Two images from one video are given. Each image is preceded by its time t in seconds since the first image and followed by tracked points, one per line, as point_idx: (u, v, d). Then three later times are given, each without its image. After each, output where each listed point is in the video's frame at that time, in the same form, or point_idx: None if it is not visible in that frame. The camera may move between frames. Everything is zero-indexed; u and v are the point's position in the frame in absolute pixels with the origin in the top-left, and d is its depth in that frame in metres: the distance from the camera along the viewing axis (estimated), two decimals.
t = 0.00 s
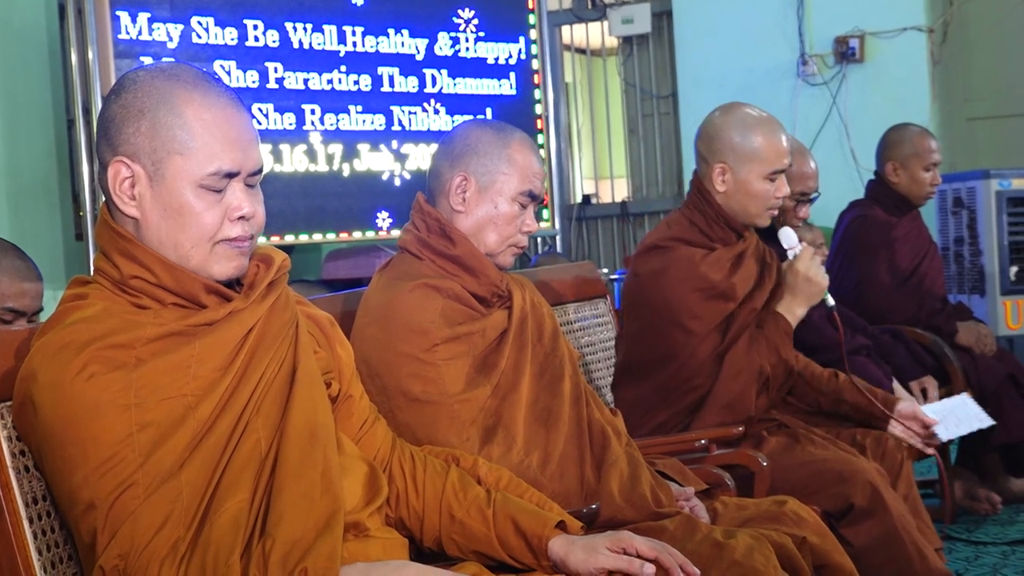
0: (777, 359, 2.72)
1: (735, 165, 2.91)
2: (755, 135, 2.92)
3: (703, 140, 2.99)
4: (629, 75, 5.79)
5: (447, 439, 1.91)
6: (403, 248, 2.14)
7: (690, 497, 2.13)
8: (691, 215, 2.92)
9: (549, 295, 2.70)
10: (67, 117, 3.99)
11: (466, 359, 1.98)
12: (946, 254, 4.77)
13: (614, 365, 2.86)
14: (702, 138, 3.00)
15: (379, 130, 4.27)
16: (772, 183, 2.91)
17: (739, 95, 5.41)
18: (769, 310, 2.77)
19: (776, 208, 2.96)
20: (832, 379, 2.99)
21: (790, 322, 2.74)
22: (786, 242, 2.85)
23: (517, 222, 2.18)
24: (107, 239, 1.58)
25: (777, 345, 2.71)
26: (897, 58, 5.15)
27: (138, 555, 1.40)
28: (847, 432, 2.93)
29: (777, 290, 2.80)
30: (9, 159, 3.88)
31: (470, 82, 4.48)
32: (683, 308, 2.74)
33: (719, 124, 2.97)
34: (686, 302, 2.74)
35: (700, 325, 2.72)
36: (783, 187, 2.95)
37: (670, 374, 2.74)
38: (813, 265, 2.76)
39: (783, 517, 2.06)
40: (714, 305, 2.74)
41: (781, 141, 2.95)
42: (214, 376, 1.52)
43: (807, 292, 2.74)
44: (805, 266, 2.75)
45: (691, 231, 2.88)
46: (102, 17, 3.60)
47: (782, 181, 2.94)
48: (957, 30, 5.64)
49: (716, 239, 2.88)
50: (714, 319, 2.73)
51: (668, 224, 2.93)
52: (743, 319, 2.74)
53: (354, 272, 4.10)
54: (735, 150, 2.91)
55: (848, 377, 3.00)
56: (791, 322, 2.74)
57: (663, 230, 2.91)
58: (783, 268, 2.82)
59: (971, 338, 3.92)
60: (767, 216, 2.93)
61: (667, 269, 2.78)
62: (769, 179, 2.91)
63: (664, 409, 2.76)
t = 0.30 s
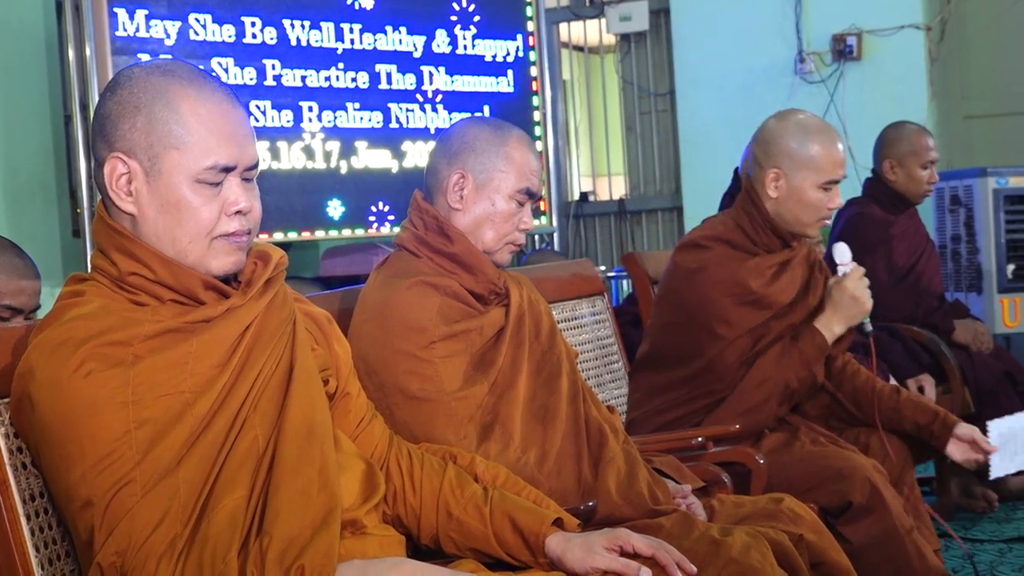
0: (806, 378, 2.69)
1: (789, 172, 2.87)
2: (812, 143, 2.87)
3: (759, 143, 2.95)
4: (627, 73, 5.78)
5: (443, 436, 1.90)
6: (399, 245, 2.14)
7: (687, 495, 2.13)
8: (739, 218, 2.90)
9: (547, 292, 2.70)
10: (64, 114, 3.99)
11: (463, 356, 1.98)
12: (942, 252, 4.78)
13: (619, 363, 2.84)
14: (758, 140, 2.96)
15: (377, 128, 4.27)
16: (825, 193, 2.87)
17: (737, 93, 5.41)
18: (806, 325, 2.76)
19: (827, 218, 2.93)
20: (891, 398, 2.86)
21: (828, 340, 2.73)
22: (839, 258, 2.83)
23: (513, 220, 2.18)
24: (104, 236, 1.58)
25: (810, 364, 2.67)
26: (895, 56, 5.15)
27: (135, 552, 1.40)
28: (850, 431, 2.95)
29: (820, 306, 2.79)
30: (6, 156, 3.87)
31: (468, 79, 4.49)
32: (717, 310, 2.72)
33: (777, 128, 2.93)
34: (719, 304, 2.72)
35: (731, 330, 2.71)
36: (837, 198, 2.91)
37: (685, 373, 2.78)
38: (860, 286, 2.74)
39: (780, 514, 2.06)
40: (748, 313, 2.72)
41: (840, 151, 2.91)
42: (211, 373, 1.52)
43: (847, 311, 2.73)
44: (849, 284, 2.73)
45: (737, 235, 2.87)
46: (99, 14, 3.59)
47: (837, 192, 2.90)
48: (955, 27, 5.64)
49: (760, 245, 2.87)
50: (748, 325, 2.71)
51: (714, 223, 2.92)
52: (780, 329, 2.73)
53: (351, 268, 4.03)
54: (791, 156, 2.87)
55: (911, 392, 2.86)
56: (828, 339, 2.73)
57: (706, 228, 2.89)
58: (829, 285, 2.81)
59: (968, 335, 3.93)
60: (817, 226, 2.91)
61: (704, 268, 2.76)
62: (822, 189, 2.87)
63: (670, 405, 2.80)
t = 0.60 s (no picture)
0: (834, 404, 2.66)
1: (854, 197, 2.78)
2: (881, 171, 2.79)
3: (825, 164, 2.87)
4: (624, 72, 5.78)
5: (440, 436, 1.90)
6: (396, 244, 2.14)
7: (683, 495, 2.13)
8: (795, 234, 2.83)
9: (545, 293, 2.69)
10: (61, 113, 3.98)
11: (460, 355, 1.98)
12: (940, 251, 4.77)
13: (617, 364, 2.83)
14: (825, 161, 2.88)
15: (374, 127, 4.26)
16: (887, 223, 2.79)
17: (734, 92, 5.41)
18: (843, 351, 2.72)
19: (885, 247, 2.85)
20: (945, 418, 2.89)
21: (862, 367, 2.66)
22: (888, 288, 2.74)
23: (510, 220, 2.17)
24: (99, 236, 1.57)
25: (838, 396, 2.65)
26: (892, 55, 5.15)
27: (131, 552, 1.40)
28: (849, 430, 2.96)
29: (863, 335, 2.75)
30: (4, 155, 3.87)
31: (466, 78, 4.49)
32: (757, 324, 2.71)
33: (846, 152, 2.84)
34: (760, 318, 2.70)
35: (769, 346, 2.70)
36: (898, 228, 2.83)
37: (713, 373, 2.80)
38: (905, 321, 2.69)
39: (777, 514, 2.06)
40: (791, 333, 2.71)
41: (907, 182, 2.82)
42: (208, 372, 1.52)
43: (888, 341, 2.67)
44: (895, 317, 2.68)
45: (790, 251, 2.79)
46: (96, 13, 3.59)
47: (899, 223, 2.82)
48: (952, 27, 5.64)
49: (813, 266, 2.80)
50: (788, 344, 2.70)
51: (769, 237, 2.85)
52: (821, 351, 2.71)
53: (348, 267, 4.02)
54: (858, 182, 2.79)
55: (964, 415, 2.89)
56: (862, 365, 2.66)
57: (760, 240, 2.84)
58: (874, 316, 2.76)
59: (965, 335, 3.93)
60: (874, 254, 2.83)
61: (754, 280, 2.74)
62: (885, 219, 2.79)
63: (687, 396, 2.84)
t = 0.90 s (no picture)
0: (841, 421, 2.64)
1: (887, 216, 2.70)
2: (916, 191, 2.70)
3: (859, 180, 2.78)
4: (623, 72, 5.78)
5: (438, 436, 1.90)
6: (394, 244, 2.13)
7: (682, 496, 2.13)
8: (822, 246, 2.79)
9: (543, 293, 2.69)
10: (60, 112, 3.98)
11: (458, 355, 1.98)
12: (938, 251, 4.76)
13: (615, 363, 2.83)
14: (860, 176, 2.79)
15: (373, 126, 4.26)
16: (918, 245, 2.71)
17: (734, 92, 5.41)
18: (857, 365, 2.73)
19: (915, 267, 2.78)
20: (974, 422, 2.83)
21: (875, 387, 2.63)
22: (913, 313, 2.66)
23: (508, 220, 2.17)
24: (96, 236, 1.57)
25: (847, 411, 2.63)
26: (890, 56, 5.15)
27: (129, 551, 1.40)
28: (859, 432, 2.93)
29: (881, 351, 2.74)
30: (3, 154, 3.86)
31: (464, 78, 4.49)
32: (774, 333, 2.72)
33: (882, 169, 2.75)
34: (777, 328, 2.72)
35: (785, 356, 2.71)
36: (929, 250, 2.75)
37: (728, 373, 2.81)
38: (924, 345, 2.65)
39: (775, 515, 2.06)
40: (807, 345, 2.72)
41: (942, 203, 2.73)
42: (205, 372, 1.52)
43: (903, 364, 2.64)
44: (913, 341, 2.64)
45: (815, 263, 2.78)
46: (95, 13, 3.58)
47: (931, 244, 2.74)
48: (951, 27, 5.64)
49: (836, 279, 2.77)
50: (803, 355, 2.71)
51: (796, 246, 2.83)
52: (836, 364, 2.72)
53: (345, 267, 4.01)
54: (892, 201, 2.70)
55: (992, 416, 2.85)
56: (876, 386, 2.63)
57: (785, 250, 2.83)
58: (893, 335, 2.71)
59: (963, 336, 3.93)
60: (902, 273, 2.76)
61: (775, 288, 2.73)
62: (916, 240, 2.71)
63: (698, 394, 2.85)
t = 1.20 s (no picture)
0: (838, 421, 2.65)
1: (883, 220, 2.70)
2: (911, 194, 2.70)
3: (856, 184, 2.77)
4: (622, 73, 5.78)
5: (437, 436, 1.90)
6: (393, 245, 2.13)
7: (681, 497, 2.13)
8: (819, 250, 2.79)
9: (541, 293, 2.69)
10: (59, 112, 3.98)
11: (457, 355, 1.98)
12: (937, 252, 4.76)
13: (613, 363, 2.83)
14: (856, 180, 2.79)
15: (372, 126, 4.26)
16: (915, 248, 2.70)
17: (733, 92, 5.41)
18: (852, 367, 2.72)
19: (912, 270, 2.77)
20: (954, 423, 2.83)
21: (871, 389, 2.64)
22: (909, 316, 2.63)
23: (507, 220, 2.17)
24: (95, 236, 1.57)
25: (843, 413, 2.64)
26: (890, 56, 5.15)
27: (127, 552, 1.40)
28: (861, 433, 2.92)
29: (876, 354, 2.74)
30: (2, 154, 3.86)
31: (463, 78, 4.48)
32: (771, 336, 2.72)
33: (878, 173, 2.75)
34: (774, 332, 2.71)
35: (781, 359, 2.71)
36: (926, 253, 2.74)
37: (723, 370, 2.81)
38: (920, 347, 2.63)
39: (773, 516, 2.05)
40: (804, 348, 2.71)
41: (939, 206, 2.72)
42: (204, 371, 1.51)
43: (899, 367, 2.63)
44: (909, 343, 2.62)
45: (811, 267, 2.77)
46: (94, 13, 3.58)
47: (929, 247, 2.73)
48: (950, 28, 5.64)
49: (832, 282, 2.77)
50: (800, 357, 2.70)
51: (792, 250, 2.83)
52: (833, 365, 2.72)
53: (345, 267, 4.01)
54: (888, 205, 2.70)
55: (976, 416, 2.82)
56: (871, 389, 2.64)
57: (782, 254, 2.83)
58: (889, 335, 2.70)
59: (962, 336, 3.93)
60: (899, 277, 2.75)
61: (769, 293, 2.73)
62: (914, 244, 2.70)
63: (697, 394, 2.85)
